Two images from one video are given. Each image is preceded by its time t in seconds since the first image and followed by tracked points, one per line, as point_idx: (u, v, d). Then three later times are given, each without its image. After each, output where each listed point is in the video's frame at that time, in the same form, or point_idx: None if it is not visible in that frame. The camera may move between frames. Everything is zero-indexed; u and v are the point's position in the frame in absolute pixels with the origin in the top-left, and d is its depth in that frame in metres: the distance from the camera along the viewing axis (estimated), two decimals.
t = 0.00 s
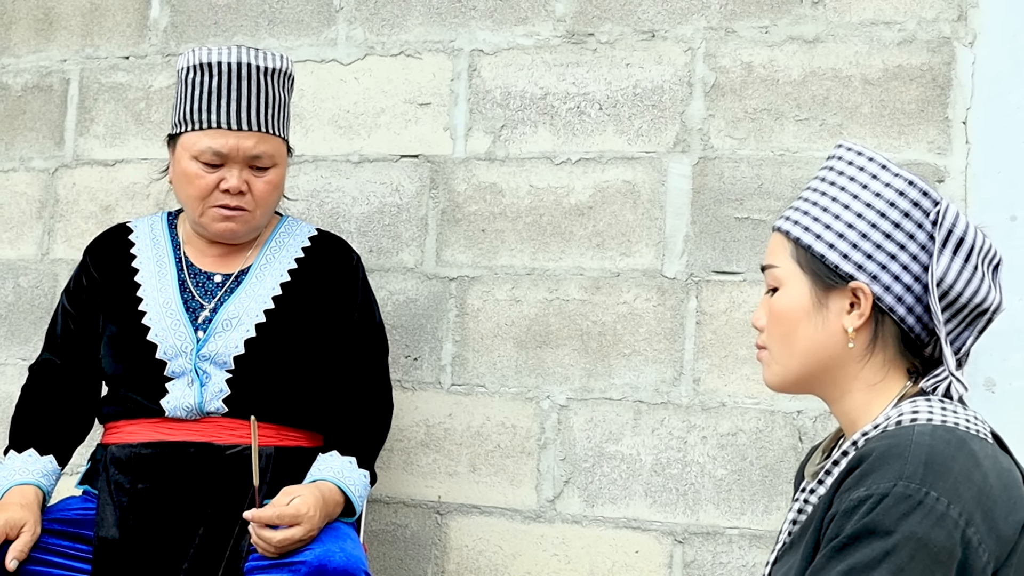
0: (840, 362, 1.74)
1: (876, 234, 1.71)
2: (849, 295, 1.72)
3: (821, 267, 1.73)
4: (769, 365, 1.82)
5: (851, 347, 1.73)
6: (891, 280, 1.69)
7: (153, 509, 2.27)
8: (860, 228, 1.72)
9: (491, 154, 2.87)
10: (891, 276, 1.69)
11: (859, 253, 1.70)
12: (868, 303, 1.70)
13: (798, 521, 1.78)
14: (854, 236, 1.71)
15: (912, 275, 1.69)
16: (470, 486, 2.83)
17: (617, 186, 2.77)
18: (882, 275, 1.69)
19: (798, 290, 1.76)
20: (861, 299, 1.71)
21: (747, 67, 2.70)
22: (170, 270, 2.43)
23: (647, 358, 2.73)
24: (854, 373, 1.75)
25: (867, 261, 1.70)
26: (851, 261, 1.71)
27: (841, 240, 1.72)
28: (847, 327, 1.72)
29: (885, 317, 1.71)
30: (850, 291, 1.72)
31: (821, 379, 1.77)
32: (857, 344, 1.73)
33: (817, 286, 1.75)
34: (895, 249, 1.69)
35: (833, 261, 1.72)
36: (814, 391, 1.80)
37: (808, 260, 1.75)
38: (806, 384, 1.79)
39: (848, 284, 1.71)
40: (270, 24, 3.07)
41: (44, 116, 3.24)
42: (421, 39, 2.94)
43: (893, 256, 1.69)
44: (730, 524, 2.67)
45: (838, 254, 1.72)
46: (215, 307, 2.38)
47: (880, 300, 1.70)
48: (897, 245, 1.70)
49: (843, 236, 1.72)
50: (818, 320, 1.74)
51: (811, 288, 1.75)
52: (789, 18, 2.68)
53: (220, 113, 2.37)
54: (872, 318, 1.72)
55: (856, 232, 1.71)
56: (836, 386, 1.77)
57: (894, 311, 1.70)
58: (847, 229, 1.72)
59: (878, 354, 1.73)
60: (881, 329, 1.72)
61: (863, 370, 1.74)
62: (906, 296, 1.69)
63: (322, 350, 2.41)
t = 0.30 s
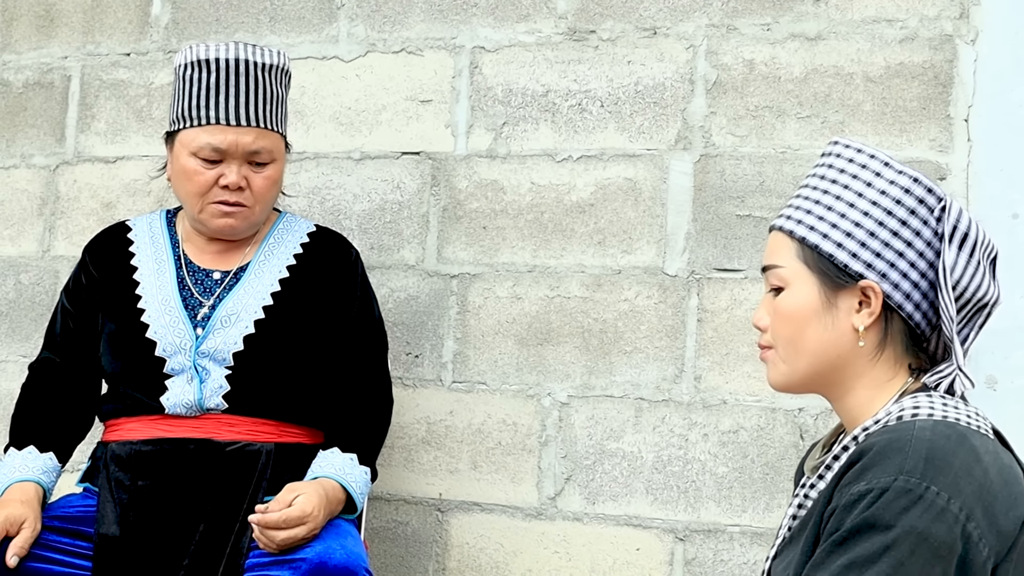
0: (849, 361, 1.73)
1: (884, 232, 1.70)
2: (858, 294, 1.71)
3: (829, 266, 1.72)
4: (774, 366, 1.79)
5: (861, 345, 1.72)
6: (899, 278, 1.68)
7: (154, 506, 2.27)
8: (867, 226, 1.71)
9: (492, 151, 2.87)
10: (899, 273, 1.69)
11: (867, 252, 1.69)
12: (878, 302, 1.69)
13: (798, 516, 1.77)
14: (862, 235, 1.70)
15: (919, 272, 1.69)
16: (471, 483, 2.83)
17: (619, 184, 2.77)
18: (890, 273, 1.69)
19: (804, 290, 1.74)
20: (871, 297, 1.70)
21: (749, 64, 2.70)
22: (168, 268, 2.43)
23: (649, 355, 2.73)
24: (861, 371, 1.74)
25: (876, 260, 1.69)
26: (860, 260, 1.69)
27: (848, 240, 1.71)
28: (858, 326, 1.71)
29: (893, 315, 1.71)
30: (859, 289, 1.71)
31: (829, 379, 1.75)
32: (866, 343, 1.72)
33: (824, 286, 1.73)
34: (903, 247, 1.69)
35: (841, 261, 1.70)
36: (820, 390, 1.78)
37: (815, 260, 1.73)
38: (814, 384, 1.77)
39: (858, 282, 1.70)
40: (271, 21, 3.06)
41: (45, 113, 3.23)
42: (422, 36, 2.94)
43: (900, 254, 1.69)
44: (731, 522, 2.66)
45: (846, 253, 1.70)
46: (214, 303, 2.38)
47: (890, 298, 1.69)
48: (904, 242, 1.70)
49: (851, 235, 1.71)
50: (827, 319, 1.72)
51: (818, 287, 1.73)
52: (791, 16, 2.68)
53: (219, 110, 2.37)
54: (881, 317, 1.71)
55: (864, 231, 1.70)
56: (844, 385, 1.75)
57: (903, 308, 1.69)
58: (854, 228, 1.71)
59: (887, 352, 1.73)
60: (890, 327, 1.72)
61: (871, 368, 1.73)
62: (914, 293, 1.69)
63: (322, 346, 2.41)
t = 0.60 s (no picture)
0: (863, 359, 1.71)
1: (896, 230, 1.69)
2: (873, 292, 1.69)
3: (845, 264, 1.69)
4: (783, 366, 1.75)
5: (876, 343, 1.71)
6: (913, 275, 1.68)
7: (152, 501, 2.27)
8: (880, 224, 1.69)
9: (492, 147, 2.86)
10: (912, 270, 1.68)
11: (882, 249, 1.68)
12: (893, 299, 1.68)
13: (799, 509, 1.78)
14: (876, 232, 1.69)
15: (929, 268, 1.70)
16: (470, 479, 2.83)
17: (619, 180, 2.77)
18: (904, 269, 1.68)
19: (818, 289, 1.70)
20: (886, 294, 1.68)
21: (749, 60, 2.69)
22: (166, 262, 2.42)
23: (648, 352, 2.73)
24: (871, 368, 1.72)
25: (890, 257, 1.68)
26: (875, 258, 1.68)
27: (863, 237, 1.69)
28: (873, 324, 1.69)
29: (905, 312, 1.71)
30: (875, 287, 1.69)
31: (840, 377, 1.73)
32: (880, 341, 1.71)
33: (839, 284, 1.70)
34: (915, 244, 1.69)
35: (858, 259, 1.68)
36: (828, 389, 1.76)
37: (829, 258, 1.70)
38: (824, 383, 1.74)
39: (873, 281, 1.68)
40: (270, 16, 3.06)
41: (43, 108, 3.23)
42: (422, 31, 2.93)
43: (913, 251, 1.69)
44: (731, 518, 2.66)
45: (862, 252, 1.68)
46: (212, 297, 2.37)
47: (904, 294, 1.68)
48: (916, 239, 1.69)
49: (865, 233, 1.69)
50: (842, 318, 1.70)
51: (832, 286, 1.70)
52: (791, 12, 2.67)
53: (214, 104, 2.36)
54: (894, 314, 1.70)
55: (878, 228, 1.69)
56: (855, 383, 1.73)
57: (914, 304, 1.69)
58: (868, 225, 1.70)
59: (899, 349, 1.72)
60: (901, 324, 1.71)
61: (880, 365, 1.72)
62: (924, 289, 1.69)
63: (321, 341, 2.40)
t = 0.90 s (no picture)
0: (872, 354, 1.70)
1: (902, 224, 1.68)
2: (881, 287, 1.68)
3: (853, 261, 1.67)
4: (792, 365, 1.71)
5: (885, 338, 1.69)
6: (919, 268, 1.67)
7: (147, 495, 2.26)
8: (886, 218, 1.68)
9: (488, 140, 2.85)
10: (918, 263, 1.68)
11: (890, 244, 1.67)
12: (902, 293, 1.67)
13: (800, 498, 1.77)
14: (883, 227, 1.67)
15: (933, 261, 1.69)
16: (466, 474, 2.83)
17: (615, 174, 2.76)
18: (911, 263, 1.67)
19: (828, 286, 1.68)
20: (895, 289, 1.67)
21: (746, 54, 2.69)
22: (159, 254, 2.42)
23: (645, 346, 2.72)
24: (878, 363, 1.71)
25: (898, 252, 1.67)
26: (884, 253, 1.66)
27: (871, 233, 1.67)
28: (883, 319, 1.68)
29: (911, 305, 1.70)
30: (884, 282, 1.67)
31: (849, 373, 1.71)
32: (889, 335, 1.70)
33: (849, 281, 1.67)
34: (920, 237, 1.68)
35: (867, 255, 1.66)
36: (834, 384, 1.74)
37: (837, 255, 1.67)
38: (832, 379, 1.72)
39: (882, 276, 1.67)
40: (266, 9, 3.05)
41: (38, 101, 3.21)
42: (418, 25, 2.92)
43: (918, 244, 1.68)
44: (727, 513, 2.66)
45: (871, 247, 1.66)
46: (206, 288, 2.36)
47: (911, 288, 1.68)
48: (920, 232, 1.68)
49: (872, 229, 1.67)
50: (852, 315, 1.68)
51: (841, 283, 1.67)
52: (789, 5, 2.67)
53: (202, 97, 2.36)
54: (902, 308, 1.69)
55: (884, 223, 1.68)
56: (862, 378, 1.72)
57: (921, 297, 1.69)
58: (874, 221, 1.68)
59: (905, 343, 1.71)
60: (907, 317, 1.70)
61: (887, 359, 1.71)
62: (929, 282, 1.69)
63: (316, 333, 2.39)
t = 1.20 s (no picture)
0: (871, 355, 1.70)
1: (896, 224, 1.68)
2: (878, 288, 1.67)
3: (849, 263, 1.66)
4: (790, 369, 1.71)
5: (882, 338, 1.69)
6: (914, 267, 1.67)
7: (137, 494, 2.25)
8: (881, 220, 1.67)
9: (481, 138, 2.85)
10: (913, 262, 1.68)
11: (886, 245, 1.66)
12: (898, 293, 1.67)
13: (793, 495, 1.76)
14: (877, 228, 1.67)
15: (927, 259, 1.69)
16: (458, 472, 2.82)
17: (608, 172, 2.75)
18: (906, 263, 1.67)
19: (825, 289, 1.67)
20: (891, 290, 1.67)
21: (740, 52, 2.68)
22: (148, 252, 2.41)
23: (638, 344, 2.72)
24: (875, 364, 1.71)
25: (894, 252, 1.66)
26: (880, 254, 1.66)
27: (866, 235, 1.66)
28: (880, 320, 1.68)
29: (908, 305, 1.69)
30: (880, 283, 1.67)
31: (848, 374, 1.71)
32: (886, 335, 1.69)
33: (846, 283, 1.67)
34: (914, 237, 1.68)
35: (864, 257, 1.66)
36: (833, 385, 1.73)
37: (833, 258, 1.67)
38: (832, 381, 1.71)
39: (878, 277, 1.66)
40: (258, 6, 3.04)
41: (30, 98, 3.20)
42: (411, 22, 2.91)
43: (913, 243, 1.68)
44: (720, 511, 2.66)
45: (867, 249, 1.66)
46: (195, 286, 2.36)
47: (908, 288, 1.67)
48: (914, 232, 1.68)
49: (868, 231, 1.67)
50: (850, 317, 1.67)
51: (838, 285, 1.67)
52: (782, 4, 2.66)
53: (187, 94, 2.35)
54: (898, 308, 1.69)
55: (879, 224, 1.67)
56: (860, 378, 1.72)
57: (916, 296, 1.69)
58: (869, 222, 1.67)
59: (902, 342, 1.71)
60: (903, 317, 1.70)
61: (885, 360, 1.71)
62: (923, 280, 1.69)
63: (306, 330, 2.39)
